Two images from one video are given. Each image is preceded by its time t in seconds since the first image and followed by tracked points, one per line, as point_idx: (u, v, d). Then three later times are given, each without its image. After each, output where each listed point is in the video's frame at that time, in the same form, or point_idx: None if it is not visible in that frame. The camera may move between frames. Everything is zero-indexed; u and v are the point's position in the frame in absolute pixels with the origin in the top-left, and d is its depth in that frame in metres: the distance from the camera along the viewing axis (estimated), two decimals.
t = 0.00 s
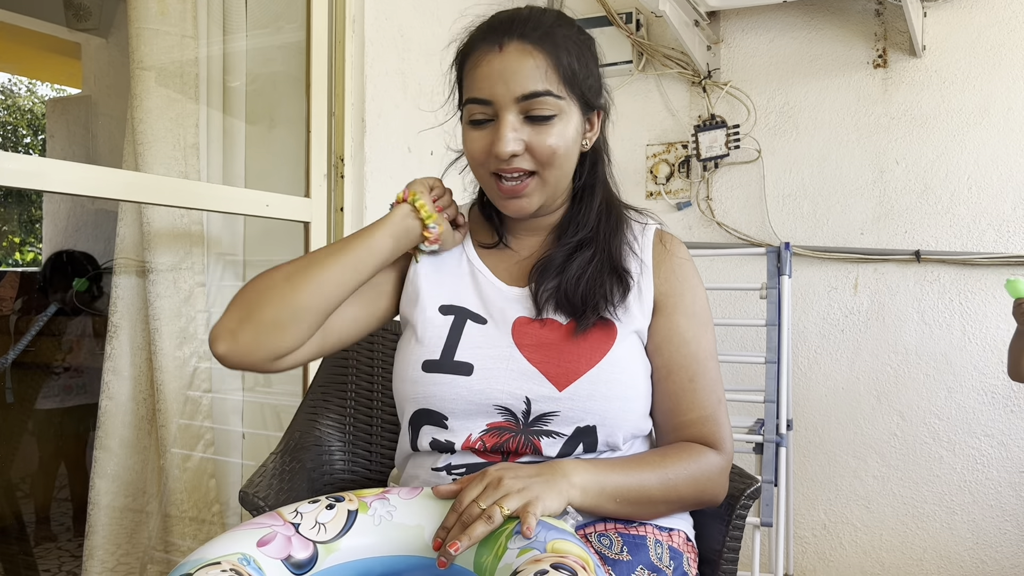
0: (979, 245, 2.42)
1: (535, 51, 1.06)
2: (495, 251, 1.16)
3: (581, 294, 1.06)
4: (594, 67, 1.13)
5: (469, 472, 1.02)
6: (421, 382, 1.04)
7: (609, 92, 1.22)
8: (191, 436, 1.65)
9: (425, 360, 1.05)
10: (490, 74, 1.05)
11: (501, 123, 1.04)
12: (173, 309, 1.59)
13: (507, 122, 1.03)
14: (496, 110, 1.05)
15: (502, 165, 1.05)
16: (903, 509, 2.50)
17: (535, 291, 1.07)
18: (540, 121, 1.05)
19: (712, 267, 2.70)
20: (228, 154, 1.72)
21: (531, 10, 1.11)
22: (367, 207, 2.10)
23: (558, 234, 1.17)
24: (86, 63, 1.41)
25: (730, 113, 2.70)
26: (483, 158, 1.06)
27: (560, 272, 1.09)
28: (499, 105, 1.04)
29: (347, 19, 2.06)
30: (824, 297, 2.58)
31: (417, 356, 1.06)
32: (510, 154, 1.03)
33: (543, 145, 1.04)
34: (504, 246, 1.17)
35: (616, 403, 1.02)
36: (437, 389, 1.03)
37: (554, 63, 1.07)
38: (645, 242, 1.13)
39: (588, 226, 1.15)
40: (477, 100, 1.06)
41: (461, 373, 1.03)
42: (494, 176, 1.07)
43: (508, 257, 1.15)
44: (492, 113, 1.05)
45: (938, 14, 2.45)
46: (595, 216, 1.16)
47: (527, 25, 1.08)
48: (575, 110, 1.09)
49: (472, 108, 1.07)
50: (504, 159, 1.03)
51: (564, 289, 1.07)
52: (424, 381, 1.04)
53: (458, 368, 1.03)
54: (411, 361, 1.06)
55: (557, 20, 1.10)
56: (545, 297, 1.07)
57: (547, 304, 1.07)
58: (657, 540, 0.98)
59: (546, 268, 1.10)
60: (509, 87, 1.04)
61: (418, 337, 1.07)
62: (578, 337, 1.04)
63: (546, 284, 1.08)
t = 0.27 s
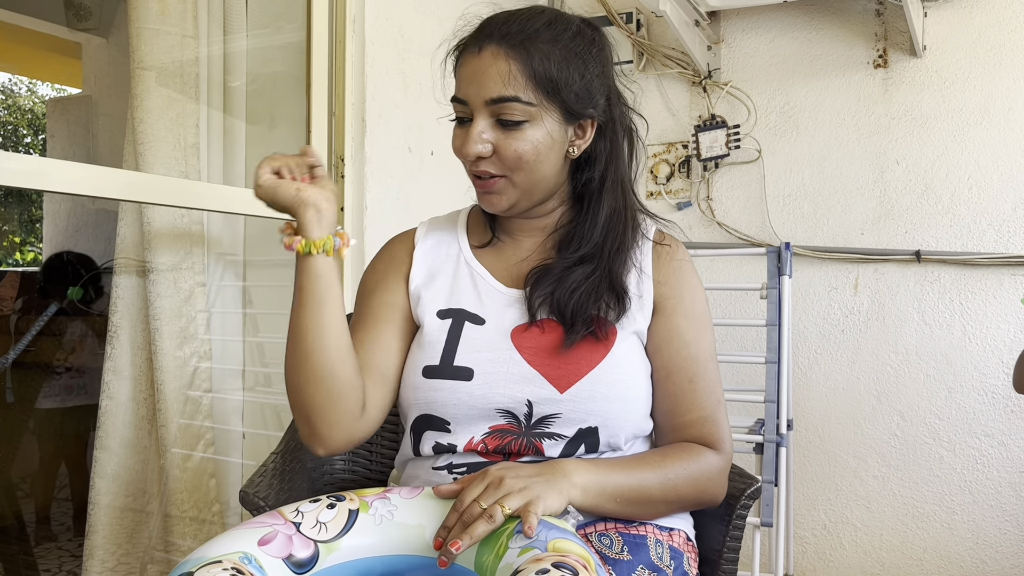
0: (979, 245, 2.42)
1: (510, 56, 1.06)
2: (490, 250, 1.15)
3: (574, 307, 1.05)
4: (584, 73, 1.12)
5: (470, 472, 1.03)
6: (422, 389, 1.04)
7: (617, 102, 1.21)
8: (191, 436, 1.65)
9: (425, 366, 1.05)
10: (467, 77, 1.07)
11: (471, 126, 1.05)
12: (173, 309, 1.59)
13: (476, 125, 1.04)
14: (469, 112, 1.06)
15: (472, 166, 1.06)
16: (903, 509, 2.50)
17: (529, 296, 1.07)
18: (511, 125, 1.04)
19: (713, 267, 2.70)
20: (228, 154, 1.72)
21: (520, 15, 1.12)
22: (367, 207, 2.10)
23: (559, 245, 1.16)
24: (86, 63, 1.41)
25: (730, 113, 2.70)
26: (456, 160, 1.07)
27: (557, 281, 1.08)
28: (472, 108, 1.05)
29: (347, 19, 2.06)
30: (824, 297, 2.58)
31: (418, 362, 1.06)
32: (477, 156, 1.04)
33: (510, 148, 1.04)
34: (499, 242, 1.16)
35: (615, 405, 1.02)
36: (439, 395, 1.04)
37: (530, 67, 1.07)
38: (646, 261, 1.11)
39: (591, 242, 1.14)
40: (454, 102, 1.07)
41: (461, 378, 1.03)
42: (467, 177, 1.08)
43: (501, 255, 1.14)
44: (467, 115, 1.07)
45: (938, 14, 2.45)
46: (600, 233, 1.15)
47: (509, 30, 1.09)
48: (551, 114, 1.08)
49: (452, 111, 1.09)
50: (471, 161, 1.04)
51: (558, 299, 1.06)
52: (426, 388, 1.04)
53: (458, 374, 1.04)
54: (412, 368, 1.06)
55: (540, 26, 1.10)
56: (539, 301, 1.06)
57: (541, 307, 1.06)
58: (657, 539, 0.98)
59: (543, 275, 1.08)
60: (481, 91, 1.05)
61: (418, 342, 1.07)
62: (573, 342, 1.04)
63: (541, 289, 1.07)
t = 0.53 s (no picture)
0: (979, 246, 2.41)
1: (504, 56, 1.06)
2: (493, 251, 1.15)
3: (580, 306, 1.05)
4: (575, 67, 1.12)
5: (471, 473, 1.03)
6: (426, 387, 1.05)
7: (609, 90, 1.20)
8: (191, 436, 1.65)
9: (429, 365, 1.06)
10: (460, 82, 1.07)
11: (471, 129, 1.04)
12: (173, 309, 1.59)
13: (476, 127, 1.04)
14: (468, 116, 1.05)
15: (476, 169, 1.05)
16: (903, 509, 2.50)
17: (535, 296, 1.06)
18: (511, 125, 1.04)
19: (713, 267, 2.70)
20: (228, 154, 1.72)
21: (505, 15, 1.12)
22: (367, 207, 2.10)
23: (559, 243, 1.16)
24: (87, 63, 1.41)
25: (730, 114, 2.70)
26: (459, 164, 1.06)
27: (561, 281, 1.08)
28: (470, 112, 1.05)
29: (347, 18, 2.05)
30: (824, 297, 2.58)
31: (424, 361, 1.07)
32: (480, 159, 1.03)
33: (511, 148, 1.03)
34: (503, 242, 1.16)
35: (617, 406, 1.02)
36: (442, 395, 1.04)
37: (524, 67, 1.06)
38: (647, 257, 1.12)
39: (590, 235, 1.14)
40: (451, 108, 1.07)
41: (464, 378, 1.03)
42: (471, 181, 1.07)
43: (506, 256, 1.14)
44: (465, 119, 1.06)
45: (938, 14, 2.45)
46: (598, 224, 1.15)
47: (497, 31, 1.09)
48: (549, 112, 1.07)
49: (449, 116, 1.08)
50: (474, 165, 1.04)
51: (563, 298, 1.06)
52: (429, 386, 1.05)
53: (462, 373, 1.04)
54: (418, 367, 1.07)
55: (529, 24, 1.10)
56: (545, 303, 1.06)
57: (546, 309, 1.06)
58: (659, 540, 0.98)
59: (546, 276, 1.08)
60: (477, 94, 1.05)
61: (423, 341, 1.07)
62: (578, 343, 1.03)
63: (546, 291, 1.07)
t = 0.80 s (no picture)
0: (980, 246, 2.41)
1: (528, 59, 1.06)
2: (491, 250, 1.15)
3: (578, 304, 1.06)
4: (591, 72, 1.13)
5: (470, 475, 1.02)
6: (422, 388, 1.05)
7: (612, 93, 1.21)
8: (191, 436, 1.65)
9: (424, 366, 1.06)
10: (481, 83, 1.05)
11: (491, 133, 1.04)
12: (174, 309, 1.59)
13: (498, 132, 1.04)
14: (487, 119, 1.05)
15: (493, 173, 1.05)
16: (903, 509, 2.50)
17: (532, 295, 1.07)
18: (532, 132, 1.05)
19: (713, 267, 2.70)
20: (229, 153, 1.72)
21: (527, 18, 1.11)
22: (367, 207, 2.09)
23: (558, 241, 1.16)
24: (87, 62, 1.41)
25: (731, 114, 2.70)
26: (475, 166, 1.06)
27: (558, 278, 1.09)
28: (490, 115, 1.05)
29: (347, 18, 2.05)
30: (824, 297, 2.58)
31: (417, 362, 1.07)
32: (500, 165, 1.03)
33: (534, 155, 1.04)
34: (503, 242, 1.16)
35: (617, 405, 1.02)
36: (438, 395, 1.04)
37: (548, 71, 1.07)
38: (647, 256, 1.12)
39: (588, 233, 1.15)
40: (468, 109, 1.06)
41: (460, 378, 1.03)
42: (486, 184, 1.08)
43: (503, 256, 1.14)
44: (484, 121, 1.06)
45: (939, 14, 2.45)
46: (596, 222, 1.15)
47: (520, 35, 1.08)
48: (568, 118, 1.09)
49: (464, 116, 1.07)
50: (494, 169, 1.04)
51: (560, 297, 1.06)
52: (425, 387, 1.05)
53: (457, 374, 1.04)
54: (412, 367, 1.07)
55: (549, 26, 1.10)
56: (542, 301, 1.06)
57: (543, 307, 1.06)
58: (659, 540, 0.98)
59: (545, 274, 1.09)
60: (499, 98, 1.04)
61: (419, 343, 1.08)
62: (577, 340, 1.04)
63: (544, 289, 1.07)
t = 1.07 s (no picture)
0: (980, 246, 2.41)
1: (551, 58, 1.07)
2: (483, 254, 1.16)
3: (559, 306, 1.05)
4: (604, 79, 1.14)
5: (461, 477, 1.04)
6: (417, 390, 1.05)
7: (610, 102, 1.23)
8: (192, 436, 1.65)
9: (409, 369, 1.07)
10: (501, 80, 1.05)
11: (508, 132, 1.04)
12: (173, 309, 1.59)
13: (515, 132, 1.04)
14: (504, 117, 1.05)
15: (505, 173, 1.05)
16: (903, 509, 2.50)
17: (516, 297, 1.07)
18: (548, 135, 1.05)
19: (713, 268, 2.70)
20: (229, 153, 1.72)
21: (547, 18, 1.12)
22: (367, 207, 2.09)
23: (547, 242, 1.17)
24: (88, 63, 1.41)
25: (731, 114, 2.70)
26: (487, 164, 1.06)
27: (543, 280, 1.08)
28: (508, 114, 1.05)
29: (348, 18, 2.05)
30: (824, 297, 2.58)
31: (403, 366, 1.08)
32: (515, 165, 1.04)
33: (549, 158, 1.05)
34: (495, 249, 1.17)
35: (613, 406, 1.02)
36: (421, 398, 1.05)
37: (569, 73, 1.07)
38: (636, 257, 1.11)
39: (576, 234, 1.15)
40: (485, 105, 1.06)
41: (441, 382, 1.04)
42: (495, 183, 1.07)
43: (496, 259, 1.15)
44: (500, 119, 1.06)
45: (939, 15, 2.45)
46: (584, 223, 1.15)
47: (543, 34, 1.09)
48: (583, 122, 1.10)
49: (478, 112, 1.07)
50: (508, 168, 1.04)
51: (544, 298, 1.06)
52: (408, 389, 1.06)
53: (439, 377, 1.04)
54: (397, 370, 1.08)
55: (573, 28, 1.11)
56: (526, 304, 1.07)
57: (526, 310, 1.06)
58: (658, 540, 0.98)
59: (529, 276, 1.09)
60: (520, 97, 1.04)
61: (405, 347, 1.09)
62: (554, 342, 1.03)
63: (528, 291, 1.07)
